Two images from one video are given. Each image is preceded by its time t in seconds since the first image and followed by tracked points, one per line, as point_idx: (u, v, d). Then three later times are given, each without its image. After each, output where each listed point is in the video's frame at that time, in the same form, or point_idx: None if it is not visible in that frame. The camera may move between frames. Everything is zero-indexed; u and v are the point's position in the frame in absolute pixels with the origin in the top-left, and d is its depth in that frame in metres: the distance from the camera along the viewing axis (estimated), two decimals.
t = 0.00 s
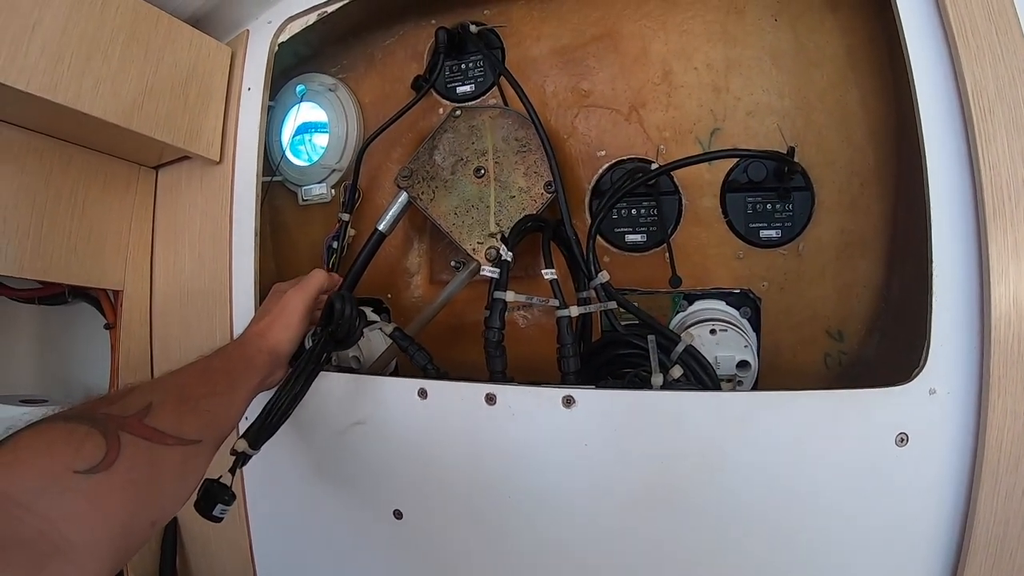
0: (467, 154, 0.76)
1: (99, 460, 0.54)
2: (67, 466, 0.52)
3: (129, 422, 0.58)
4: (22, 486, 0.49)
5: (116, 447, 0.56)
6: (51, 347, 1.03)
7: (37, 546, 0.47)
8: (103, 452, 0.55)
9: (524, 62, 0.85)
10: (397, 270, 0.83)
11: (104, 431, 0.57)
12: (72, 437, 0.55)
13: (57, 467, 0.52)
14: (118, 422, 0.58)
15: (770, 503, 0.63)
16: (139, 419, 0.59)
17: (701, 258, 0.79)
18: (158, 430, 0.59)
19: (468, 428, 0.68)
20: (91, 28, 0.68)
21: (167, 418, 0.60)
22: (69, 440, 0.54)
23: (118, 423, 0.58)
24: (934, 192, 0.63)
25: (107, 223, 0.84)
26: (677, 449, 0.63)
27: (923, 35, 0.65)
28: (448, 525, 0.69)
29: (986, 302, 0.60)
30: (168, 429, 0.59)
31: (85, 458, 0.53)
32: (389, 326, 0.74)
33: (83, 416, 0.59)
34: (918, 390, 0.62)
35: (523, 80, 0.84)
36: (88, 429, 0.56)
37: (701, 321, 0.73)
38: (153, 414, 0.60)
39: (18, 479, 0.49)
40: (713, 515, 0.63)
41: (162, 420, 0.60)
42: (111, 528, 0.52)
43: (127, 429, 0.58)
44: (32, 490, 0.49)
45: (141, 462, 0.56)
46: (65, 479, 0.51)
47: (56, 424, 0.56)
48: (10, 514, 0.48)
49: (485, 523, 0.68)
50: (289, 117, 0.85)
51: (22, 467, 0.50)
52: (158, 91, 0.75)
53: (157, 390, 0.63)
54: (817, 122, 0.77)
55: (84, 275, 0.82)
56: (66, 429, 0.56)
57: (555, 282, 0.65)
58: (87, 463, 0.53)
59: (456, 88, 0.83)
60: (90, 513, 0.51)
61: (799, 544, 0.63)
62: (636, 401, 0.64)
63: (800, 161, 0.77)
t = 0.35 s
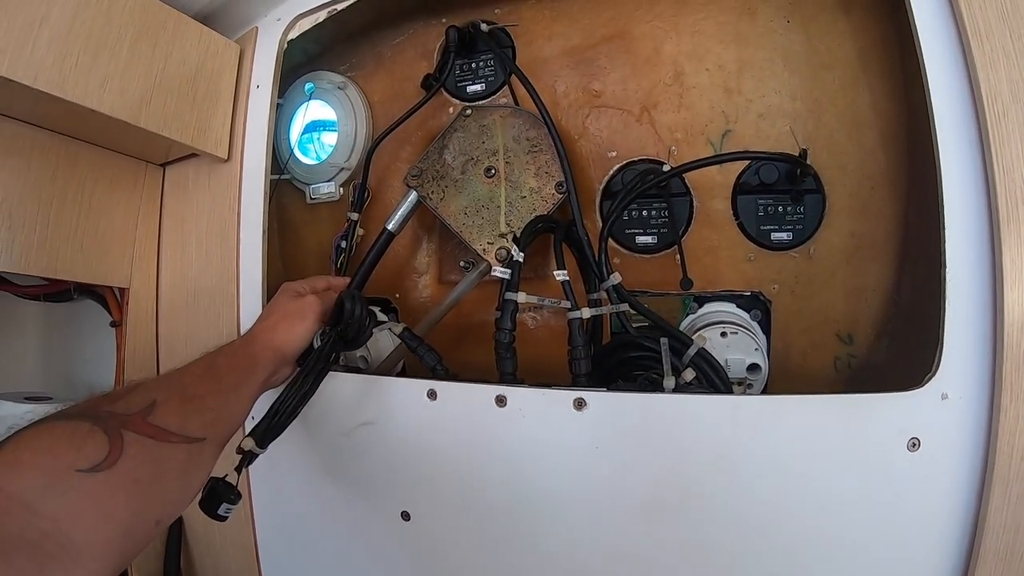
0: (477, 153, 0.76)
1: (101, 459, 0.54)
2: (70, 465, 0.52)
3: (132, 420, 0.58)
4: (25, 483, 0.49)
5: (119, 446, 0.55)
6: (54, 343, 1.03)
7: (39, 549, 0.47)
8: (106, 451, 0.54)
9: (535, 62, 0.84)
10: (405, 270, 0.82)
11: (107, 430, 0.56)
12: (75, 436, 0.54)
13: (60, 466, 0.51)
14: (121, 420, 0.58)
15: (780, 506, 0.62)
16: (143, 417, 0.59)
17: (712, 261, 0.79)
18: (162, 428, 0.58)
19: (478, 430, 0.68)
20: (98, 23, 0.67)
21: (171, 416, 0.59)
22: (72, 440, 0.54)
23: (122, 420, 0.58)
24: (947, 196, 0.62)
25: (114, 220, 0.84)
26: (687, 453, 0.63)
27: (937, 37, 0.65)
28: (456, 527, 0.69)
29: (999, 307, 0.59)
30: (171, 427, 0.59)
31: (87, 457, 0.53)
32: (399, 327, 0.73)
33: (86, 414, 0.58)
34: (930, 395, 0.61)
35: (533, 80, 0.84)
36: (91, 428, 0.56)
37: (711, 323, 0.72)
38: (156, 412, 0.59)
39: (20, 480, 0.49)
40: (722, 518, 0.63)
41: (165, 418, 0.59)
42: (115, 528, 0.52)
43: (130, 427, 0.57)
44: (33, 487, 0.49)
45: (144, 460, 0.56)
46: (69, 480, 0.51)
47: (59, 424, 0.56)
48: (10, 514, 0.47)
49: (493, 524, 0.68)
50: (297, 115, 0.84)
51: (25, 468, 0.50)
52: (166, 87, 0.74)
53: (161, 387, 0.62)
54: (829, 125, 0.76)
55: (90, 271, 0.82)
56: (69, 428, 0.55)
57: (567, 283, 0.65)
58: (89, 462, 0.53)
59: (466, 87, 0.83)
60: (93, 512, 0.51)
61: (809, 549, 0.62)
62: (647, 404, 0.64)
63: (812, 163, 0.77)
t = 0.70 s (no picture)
0: (490, 154, 0.76)
1: (112, 463, 0.54)
2: (82, 469, 0.52)
3: (144, 423, 0.58)
4: (37, 489, 0.49)
5: (131, 449, 0.55)
6: (61, 339, 1.02)
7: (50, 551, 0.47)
8: (117, 454, 0.54)
9: (548, 63, 0.84)
10: (415, 270, 0.82)
11: (119, 433, 0.56)
12: (86, 440, 0.54)
13: (73, 471, 0.51)
14: (133, 423, 0.58)
15: (790, 510, 0.63)
16: (155, 420, 0.59)
17: (723, 264, 0.79)
18: (173, 431, 0.58)
19: (490, 431, 0.68)
20: (110, 20, 0.67)
21: (182, 419, 0.59)
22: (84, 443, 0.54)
23: (133, 423, 0.58)
24: (958, 204, 0.63)
25: (123, 217, 0.83)
26: (698, 456, 0.63)
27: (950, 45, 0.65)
28: (466, 527, 0.69)
29: (1009, 315, 0.59)
30: (182, 430, 0.59)
31: (99, 461, 0.53)
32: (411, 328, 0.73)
33: (98, 417, 0.58)
34: (939, 402, 0.61)
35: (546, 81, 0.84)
36: (102, 431, 0.56)
37: (722, 327, 0.72)
38: (168, 415, 0.59)
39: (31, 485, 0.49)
40: (732, 522, 0.63)
41: (177, 421, 0.59)
42: (125, 533, 0.52)
43: (142, 430, 0.57)
44: (46, 491, 0.49)
45: (156, 463, 0.56)
46: (79, 483, 0.51)
47: (69, 426, 0.56)
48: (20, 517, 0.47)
49: (503, 525, 0.68)
50: (309, 113, 0.85)
51: (36, 470, 0.50)
52: (178, 84, 0.74)
53: (172, 390, 0.62)
54: (841, 130, 0.76)
55: (98, 269, 0.82)
56: (80, 431, 0.55)
57: (581, 286, 0.66)
58: (101, 466, 0.53)
59: (478, 87, 0.83)
60: (104, 517, 0.51)
61: (817, 553, 0.63)
62: (659, 408, 0.64)
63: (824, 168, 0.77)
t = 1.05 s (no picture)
0: (484, 156, 0.77)
1: (110, 461, 0.54)
2: (80, 466, 0.52)
3: (141, 422, 0.58)
4: (37, 485, 0.49)
5: (128, 448, 0.56)
6: (60, 336, 1.03)
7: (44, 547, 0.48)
8: (115, 453, 0.55)
9: (544, 65, 0.84)
10: (410, 270, 0.83)
11: (117, 432, 0.57)
12: (84, 438, 0.55)
13: (71, 468, 0.52)
14: (130, 422, 0.58)
15: (779, 512, 0.63)
16: (152, 419, 0.59)
17: (717, 266, 0.79)
18: (170, 430, 0.59)
19: (482, 432, 0.68)
20: (109, 21, 0.68)
21: (179, 419, 0.60)
22: (82, 440, 0.54)
23: (131, 423, 0.58)
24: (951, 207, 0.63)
25: (122, 216, 0.84)
26: (688, 457, 0.64)
27: (944, 49, 0.65)
28: (457, 526, 0.69)
29: (1000, 319, 0.59)
30: (179, 429, 0.59)
31: (96, 459, 0.53)
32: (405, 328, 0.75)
33: (96, 415, 0.59)
34: (930, 406, 0.61)
35: (542, 83, 0.84)
36: (100, 430, 0.56)
37: (714, 329, 0.72)
38: (166, 415, 0.60)
39: (29, 480, 0.49)
40: (722, 524, 0.63)
41: (174, 421, 0.60)
42: (121, 529, 0.52)
43: (139, 429, 0.58)
44: (45, 487, 0.50)
45: (152, 462, 0.56)
46: (76, 480, 0.51)
47: (67, 424, 0.56)
48: (16, 513, 0.48)
49: (494, 525, 0.68)
50: (306, 114, 0.85)
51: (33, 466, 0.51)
52: (176, 85, 0.75)
53: (169, 389, 0.63)
54: (835, 133, 0.76)
55: (98, 267, 0.83)
56: (78, 429, 0.56)
57: (572, 288, 0.66)
58: (98, 464, 0.53)
59: (474, 89, 0.84)
60: (100, 514, 0.51)
61: (807, 555, 0.63)
62: (649, 409, 0.64)
63: (818, 171, 0.77)
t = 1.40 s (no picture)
0: (488, 154, 0.76)
1: (111, 464, 0.54)
2: (81, 469, 0.52)
3: (144, 425, 0.58)
4: (37, 488, 0.49)
5: (130, 451, 0.55)
6: (62, 336, 1.03)
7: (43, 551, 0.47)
8: (116, 456, 0.54)
9: (547, 63, 0.84)
10: (414, 270, 0.82)
11: (118, 435, 0.56)
12: (85, 441, 0.54)
13: (72, 471, 0.51)
14: (133, 425, 0.58)
15: (785, 513, 0.62)
16: (155, 421, 0.59)
17: (721, 266, 0.78)
18: (172, 433, 0.58)
19: (485, 432, 0.68)
20: (109, 18, 0.67)
21: (181, 421, 0.59)
22: (83, 443, 0.54)
23: (133, 425, 0.58)
24: (958, 205, 0.62)
25: (124, 216, 0.84)
26: (693, 457, 0.63)
27: (951, 45, 0.64)
28: (461, 527, 0.69)
29: (1009, 318, 0.59)
30: (182, 432, 0.59)
31: (97, 462, 0.53)
32: (409, 327, 0.75)
33: (97, 417, 0.58)
34: (937, 406, 0.61)
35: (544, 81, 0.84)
36: (102, 432, 0.56)
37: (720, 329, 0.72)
38: (168, 417, 0.59)
39: (28, 483, 0.49)
40: (727, 524, 0.63)
41: (176, 423, 0.59)
42: (122, 533, 0.52)
43: (141, 432, 0.57)
44: (46, 491, 0.49)
45: (154, 465, 0.56)
46: (76, 483, 0.51)
47: (69, 426, 0.56)
48: (14, 517, 0.47)
49: (498, 526, 0.68)
50: (308, 113, 0.85)
51: (33, 469, 0.50)
52: (177, 83, 0.74)
53: (172, 391, 0.62)
54: (841, 131, 0.76)
55: (99, 266, 0.82)
56: (79, 431, 0.55)
57: (577, 287, 0.66)
58: (99, 467, 0.53)
59: (476, 87, 0.83)
60: (101, 517, 0.51)
61: (814, 556, 0.62)
62: (655, 409, 0.64)
63: (823, 169, 0.76)
